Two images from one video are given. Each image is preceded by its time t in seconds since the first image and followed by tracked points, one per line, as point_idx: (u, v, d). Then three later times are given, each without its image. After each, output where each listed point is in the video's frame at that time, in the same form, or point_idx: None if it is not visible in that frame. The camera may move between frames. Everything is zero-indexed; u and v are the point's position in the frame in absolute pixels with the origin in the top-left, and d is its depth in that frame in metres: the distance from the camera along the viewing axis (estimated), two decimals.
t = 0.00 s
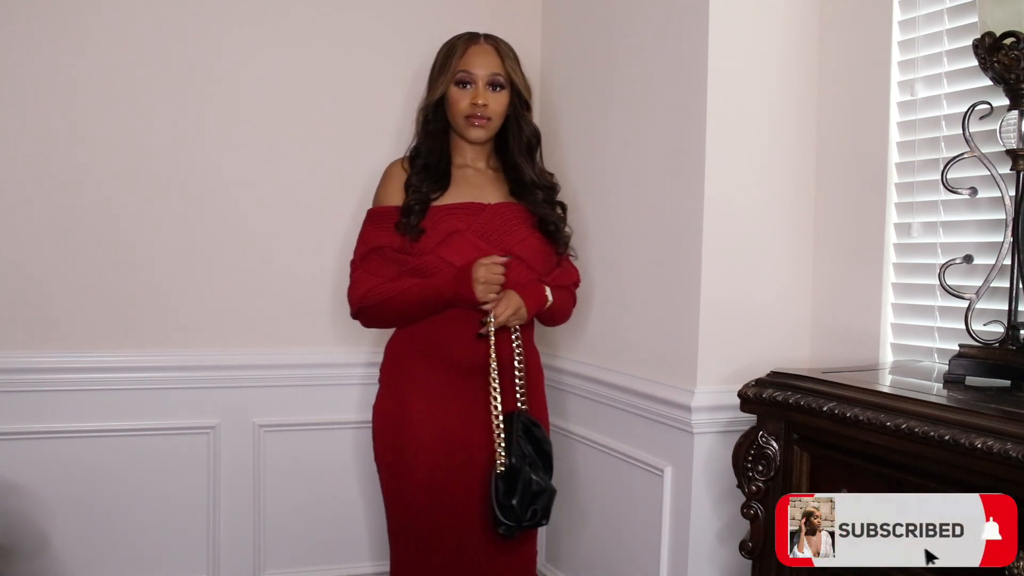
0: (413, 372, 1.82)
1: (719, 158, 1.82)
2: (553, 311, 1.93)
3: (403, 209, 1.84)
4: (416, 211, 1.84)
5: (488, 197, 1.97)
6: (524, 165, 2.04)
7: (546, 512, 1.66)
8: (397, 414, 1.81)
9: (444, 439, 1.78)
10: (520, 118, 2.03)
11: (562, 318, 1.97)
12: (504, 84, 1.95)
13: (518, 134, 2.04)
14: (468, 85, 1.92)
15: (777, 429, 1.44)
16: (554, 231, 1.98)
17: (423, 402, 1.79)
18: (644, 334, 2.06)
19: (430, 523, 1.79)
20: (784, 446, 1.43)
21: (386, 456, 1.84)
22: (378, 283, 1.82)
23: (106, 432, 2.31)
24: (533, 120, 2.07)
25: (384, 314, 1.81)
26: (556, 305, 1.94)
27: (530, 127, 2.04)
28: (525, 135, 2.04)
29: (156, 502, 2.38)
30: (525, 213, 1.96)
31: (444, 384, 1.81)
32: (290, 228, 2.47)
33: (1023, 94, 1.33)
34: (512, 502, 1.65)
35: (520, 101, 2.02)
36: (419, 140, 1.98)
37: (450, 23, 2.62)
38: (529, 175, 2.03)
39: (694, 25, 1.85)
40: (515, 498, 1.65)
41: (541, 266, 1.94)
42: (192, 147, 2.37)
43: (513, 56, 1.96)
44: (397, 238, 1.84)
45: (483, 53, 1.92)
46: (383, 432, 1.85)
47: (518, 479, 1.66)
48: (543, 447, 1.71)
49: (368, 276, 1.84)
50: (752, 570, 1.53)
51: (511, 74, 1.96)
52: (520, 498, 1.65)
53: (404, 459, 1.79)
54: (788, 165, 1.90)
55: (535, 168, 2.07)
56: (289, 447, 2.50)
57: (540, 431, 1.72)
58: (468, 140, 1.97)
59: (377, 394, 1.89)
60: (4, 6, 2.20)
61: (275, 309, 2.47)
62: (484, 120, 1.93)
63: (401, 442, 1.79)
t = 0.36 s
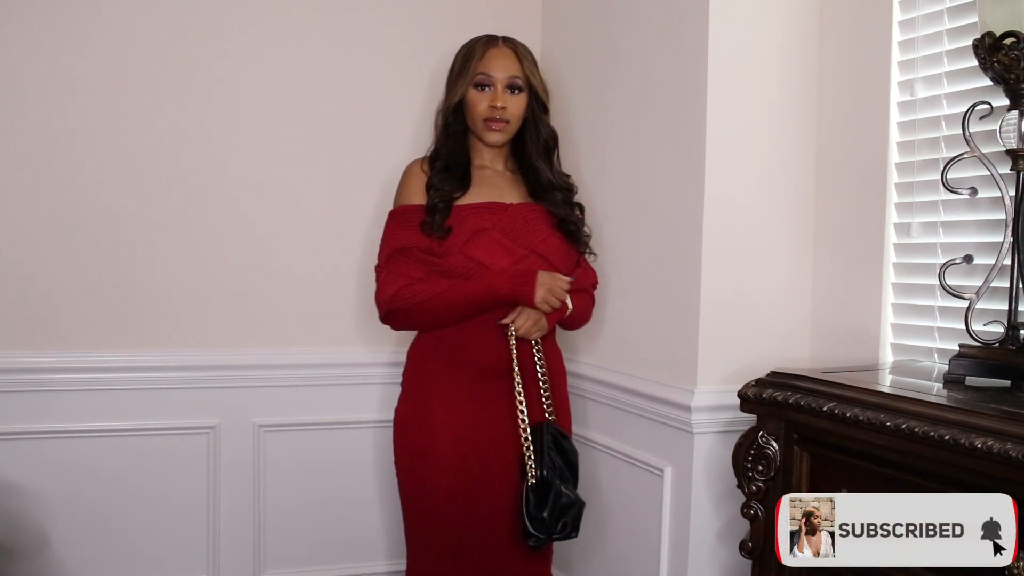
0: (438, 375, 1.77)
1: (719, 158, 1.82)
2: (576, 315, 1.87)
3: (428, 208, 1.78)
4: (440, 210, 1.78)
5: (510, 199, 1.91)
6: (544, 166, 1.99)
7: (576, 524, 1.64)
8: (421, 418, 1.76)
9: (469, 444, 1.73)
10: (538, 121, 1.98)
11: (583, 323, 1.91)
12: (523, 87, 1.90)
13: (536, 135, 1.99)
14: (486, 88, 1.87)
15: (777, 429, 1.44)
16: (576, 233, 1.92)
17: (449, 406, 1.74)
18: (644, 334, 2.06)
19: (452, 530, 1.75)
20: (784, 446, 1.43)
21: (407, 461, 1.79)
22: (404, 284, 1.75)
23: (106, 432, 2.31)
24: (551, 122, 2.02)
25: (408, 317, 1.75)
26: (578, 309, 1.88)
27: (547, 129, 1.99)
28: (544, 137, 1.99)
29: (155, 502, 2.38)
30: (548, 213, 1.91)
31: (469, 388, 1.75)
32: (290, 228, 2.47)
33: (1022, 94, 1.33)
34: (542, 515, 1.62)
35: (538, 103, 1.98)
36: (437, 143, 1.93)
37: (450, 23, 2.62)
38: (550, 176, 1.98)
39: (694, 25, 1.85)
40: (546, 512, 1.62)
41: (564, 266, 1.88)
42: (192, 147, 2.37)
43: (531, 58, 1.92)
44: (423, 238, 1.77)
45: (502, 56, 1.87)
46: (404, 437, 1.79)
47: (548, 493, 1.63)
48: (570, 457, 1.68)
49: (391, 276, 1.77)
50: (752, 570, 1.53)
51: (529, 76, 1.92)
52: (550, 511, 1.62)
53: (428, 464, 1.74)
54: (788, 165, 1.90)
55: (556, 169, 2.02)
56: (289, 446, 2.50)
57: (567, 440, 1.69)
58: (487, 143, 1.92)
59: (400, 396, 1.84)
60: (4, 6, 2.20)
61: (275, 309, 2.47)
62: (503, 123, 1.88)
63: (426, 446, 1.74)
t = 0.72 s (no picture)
0: (458, 376, 1.76)
1: (719, 158, 1.82)
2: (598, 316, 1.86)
3: (458, 207, 1.76)
4: (470, 209, 1.75)
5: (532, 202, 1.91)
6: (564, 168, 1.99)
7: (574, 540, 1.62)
8: (441, 418, 1.76)
9: (489, 445, 1.73)
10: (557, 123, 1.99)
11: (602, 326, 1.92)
12: (542, 90, 1.90)
13: (555, 138, 1.99)
14: (506, 91, 1.87)
15: (777, 429, 1.44)
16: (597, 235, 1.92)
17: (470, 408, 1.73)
18: (645, 335, 2.06)
19: (466, 531, 1.74)
20: (784, 446, 1.43)
21: (425, 460, 1.78)
22: (433, 282, 1.72)
23: (106, 432, 2.31)
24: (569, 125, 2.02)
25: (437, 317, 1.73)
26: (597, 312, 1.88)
27: (566, 131, 2.00)
28: (563, 140, 2.00)
29: (155, 502, 2.38)
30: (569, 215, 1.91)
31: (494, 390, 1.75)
32: (290, 228, 2.47)
33: (1023, 94, 1.33)
34: (536, 529, 1.62)
35: (557, 106, 1.98)
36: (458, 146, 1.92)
37: (449, 23, 2.62)
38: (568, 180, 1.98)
39: (694, 25, 1.85)
40: (542, 525, 1.62)
41: (587, 267, 1.87)
42: (192, 147, 2.38)
43: (549, 61, 1.92)
44: (453, 237, 1.74)
45: (522, 59, 1.87)
46: (424, 437, 1.79)
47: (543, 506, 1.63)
48: (574, 472, 1.66)
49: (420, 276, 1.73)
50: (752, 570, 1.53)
51: (548, 79, 1.92)
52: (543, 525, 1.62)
53: (445, 464, 1.74)
54: (788, 165, 1.90)
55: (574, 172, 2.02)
56: (289, 446, 2.50)
57: (573, 455, 1.66)
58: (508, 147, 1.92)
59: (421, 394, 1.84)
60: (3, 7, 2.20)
61: (275, 309, 2.47)
62: (524, 126, 1.88)
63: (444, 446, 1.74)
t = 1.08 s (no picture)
0: (469, 377, 1.76)
1: (720, 158, 1.82)
2: (608, 317, 1.86)
3: (471, 209, 1.75)
4: (483, 211, 1.74)
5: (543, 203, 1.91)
6: (574, 170, 2.00)
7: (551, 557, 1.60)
8: (453, 419, 1.77)
9: (499, 445, 1.74)
10: (566, 125, 1.99)
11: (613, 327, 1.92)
12: (553, 92, 1.90)
13: (565, 140, 1.99)
14: (517, 94, 1.87)
15: (777, 429, 1.44)
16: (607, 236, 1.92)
17: (482, 408, 1.74)
18: (645, 335, 2.06)
19: (477, 532, 1.74)
20: (784, 446, 1.43)
21: (437, 461, 1.79)
22: (446, 285, 1.71)
23: (106, 432, 2.31)
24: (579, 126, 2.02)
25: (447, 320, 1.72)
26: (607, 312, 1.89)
27: (577, 132, 2.00)
28: (573, 141, 2.00)
29: (155, 503, 2.38)
30: (580, 216, 1.91)
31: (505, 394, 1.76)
32: (290, 228, 2.47)
33: (1023, 94, 1.33)
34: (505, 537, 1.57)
35: (567, 107, 1.98)
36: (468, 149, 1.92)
37: (449, 23, 2.62)
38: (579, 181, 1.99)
39: (694, 24, 1.85)
40: (528, 537, 1.58)
41: (598, 268, 1.87)
42: (192, 147, 2.38)
43: (559, 62, 1.92)
44: (466, 239, 1.73)
45: (532, 61, 1.87)
46: (436, 436, 1.80)
47: (530, 519, 1.59)
48: (572, 492, 1.63)
49: (431, 279, 1.72)
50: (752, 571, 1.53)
51: (558, 82, 1.92)
52: (527, 539, 1.57)
53: (455, 465, 1.75)
54: (789, 165, 1.90)
55: (584, 173, 2.02)
56: (289, 446, 2.50)
57: (577, 475, 1.64)
58: (518, 150, 1.92)
59: (434, 394, 1.84)
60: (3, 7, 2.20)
61: (275, 309, 2.47)
62: (535, 129, 1.88)
63: (455, 447, 1.75)
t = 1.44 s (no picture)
0: (474, 378, 1.77)
1: (720, 158, 1.82)
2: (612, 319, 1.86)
3: (472, 211, 1.75)
4: (485, 213, 1.74)
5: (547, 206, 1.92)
6: (579, 172, 1.99)
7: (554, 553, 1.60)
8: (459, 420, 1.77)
9: (505, 445, 1.74)
10: (571, 127, 1.98)
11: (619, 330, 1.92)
12: (557, 95, 1.89)
13: (569, 142, 1.99)
14: (521, 96, 1.86)
15: (777, 429, 1.44)
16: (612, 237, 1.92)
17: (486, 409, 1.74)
18: (645, 335, 2.06)
19: (484, 532, 1.74)
20: (784, 446, 1.43)
21: (444, 461, 1.79)
22: (448, 287, 1.71)
23: (106, 432, 2.31)
24: (584, 128, 2.02)
25: (449, 321, 1.73)
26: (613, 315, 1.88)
27: (581, 135, 2.00)
28: (577, 143, 1.99)
29: (155, 503, 2.38)
30: (584, 217, 1.90)
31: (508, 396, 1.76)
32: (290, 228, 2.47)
33: (1022, 94, 1.33)
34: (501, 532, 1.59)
35: (572, 109, 1.97)
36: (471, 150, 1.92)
37: (449, 23, 2.62)
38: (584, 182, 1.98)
39: (694, 24, 1.85)
40: (528, 533, 1.58)
41: (604, 269, 1.86)
42: (192, 147, 2.37)
43: (564, 65, 1.91)
44: (468, 241, 1.73)
45: (536, 64, 1.87)
46: (443, 437, 1.81)
47: (530, 515, 1.60)
48: (575, 491, 1.62)
49: (433, 279, 1.72)
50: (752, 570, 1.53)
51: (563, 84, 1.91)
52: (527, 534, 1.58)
53: (462, 464, 1.75)
54: (789, 165, 1.90)
55: (589, 175, 2.02)
56: (289, 446, 2.50)
57: (581, 475, 1.63)
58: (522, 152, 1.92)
59: (442, 395, 1.85)
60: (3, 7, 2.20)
61: (275, 309, 2.47)
62: (539, 132, 1.87)
63: (461, 447, 1.75)
